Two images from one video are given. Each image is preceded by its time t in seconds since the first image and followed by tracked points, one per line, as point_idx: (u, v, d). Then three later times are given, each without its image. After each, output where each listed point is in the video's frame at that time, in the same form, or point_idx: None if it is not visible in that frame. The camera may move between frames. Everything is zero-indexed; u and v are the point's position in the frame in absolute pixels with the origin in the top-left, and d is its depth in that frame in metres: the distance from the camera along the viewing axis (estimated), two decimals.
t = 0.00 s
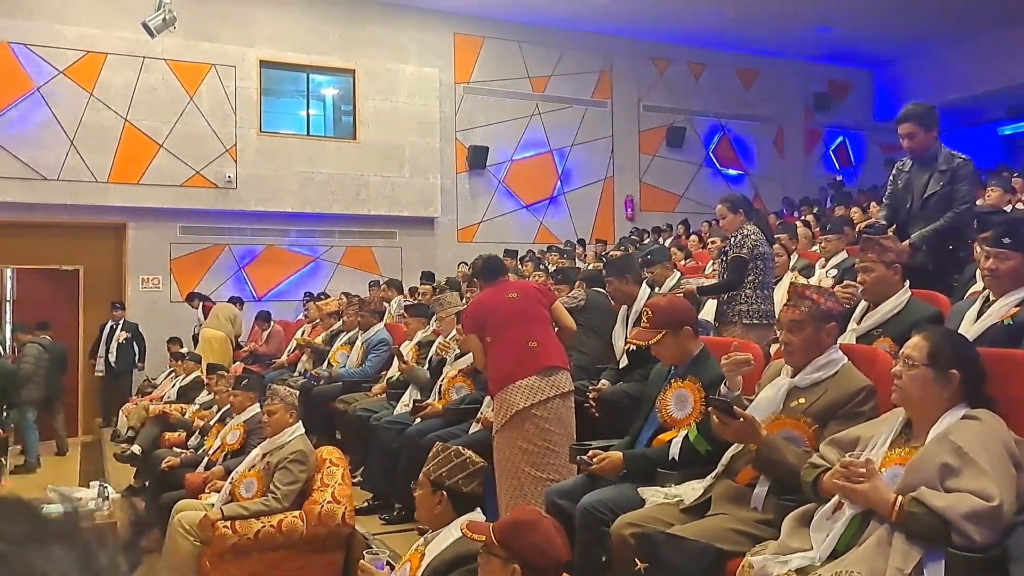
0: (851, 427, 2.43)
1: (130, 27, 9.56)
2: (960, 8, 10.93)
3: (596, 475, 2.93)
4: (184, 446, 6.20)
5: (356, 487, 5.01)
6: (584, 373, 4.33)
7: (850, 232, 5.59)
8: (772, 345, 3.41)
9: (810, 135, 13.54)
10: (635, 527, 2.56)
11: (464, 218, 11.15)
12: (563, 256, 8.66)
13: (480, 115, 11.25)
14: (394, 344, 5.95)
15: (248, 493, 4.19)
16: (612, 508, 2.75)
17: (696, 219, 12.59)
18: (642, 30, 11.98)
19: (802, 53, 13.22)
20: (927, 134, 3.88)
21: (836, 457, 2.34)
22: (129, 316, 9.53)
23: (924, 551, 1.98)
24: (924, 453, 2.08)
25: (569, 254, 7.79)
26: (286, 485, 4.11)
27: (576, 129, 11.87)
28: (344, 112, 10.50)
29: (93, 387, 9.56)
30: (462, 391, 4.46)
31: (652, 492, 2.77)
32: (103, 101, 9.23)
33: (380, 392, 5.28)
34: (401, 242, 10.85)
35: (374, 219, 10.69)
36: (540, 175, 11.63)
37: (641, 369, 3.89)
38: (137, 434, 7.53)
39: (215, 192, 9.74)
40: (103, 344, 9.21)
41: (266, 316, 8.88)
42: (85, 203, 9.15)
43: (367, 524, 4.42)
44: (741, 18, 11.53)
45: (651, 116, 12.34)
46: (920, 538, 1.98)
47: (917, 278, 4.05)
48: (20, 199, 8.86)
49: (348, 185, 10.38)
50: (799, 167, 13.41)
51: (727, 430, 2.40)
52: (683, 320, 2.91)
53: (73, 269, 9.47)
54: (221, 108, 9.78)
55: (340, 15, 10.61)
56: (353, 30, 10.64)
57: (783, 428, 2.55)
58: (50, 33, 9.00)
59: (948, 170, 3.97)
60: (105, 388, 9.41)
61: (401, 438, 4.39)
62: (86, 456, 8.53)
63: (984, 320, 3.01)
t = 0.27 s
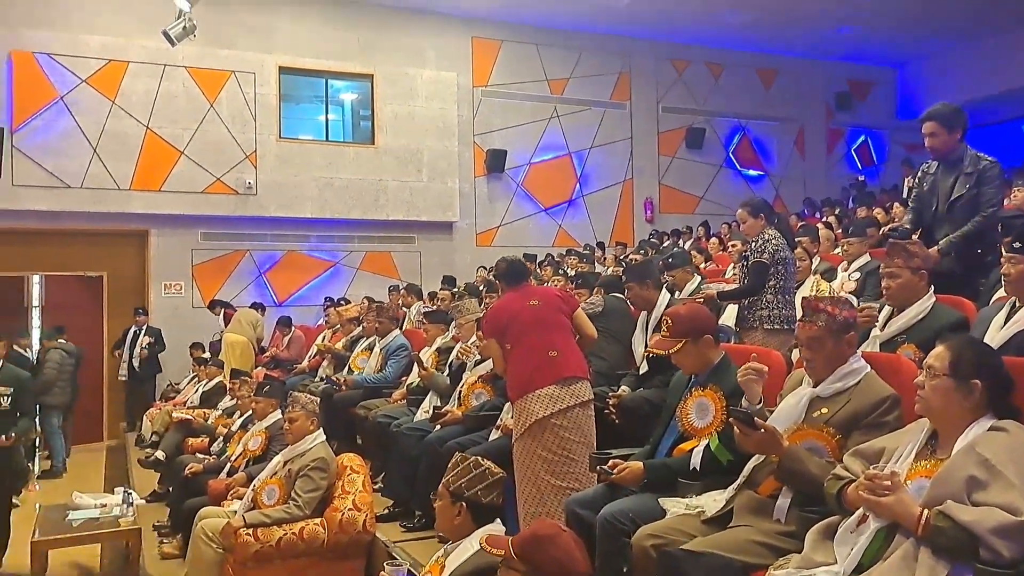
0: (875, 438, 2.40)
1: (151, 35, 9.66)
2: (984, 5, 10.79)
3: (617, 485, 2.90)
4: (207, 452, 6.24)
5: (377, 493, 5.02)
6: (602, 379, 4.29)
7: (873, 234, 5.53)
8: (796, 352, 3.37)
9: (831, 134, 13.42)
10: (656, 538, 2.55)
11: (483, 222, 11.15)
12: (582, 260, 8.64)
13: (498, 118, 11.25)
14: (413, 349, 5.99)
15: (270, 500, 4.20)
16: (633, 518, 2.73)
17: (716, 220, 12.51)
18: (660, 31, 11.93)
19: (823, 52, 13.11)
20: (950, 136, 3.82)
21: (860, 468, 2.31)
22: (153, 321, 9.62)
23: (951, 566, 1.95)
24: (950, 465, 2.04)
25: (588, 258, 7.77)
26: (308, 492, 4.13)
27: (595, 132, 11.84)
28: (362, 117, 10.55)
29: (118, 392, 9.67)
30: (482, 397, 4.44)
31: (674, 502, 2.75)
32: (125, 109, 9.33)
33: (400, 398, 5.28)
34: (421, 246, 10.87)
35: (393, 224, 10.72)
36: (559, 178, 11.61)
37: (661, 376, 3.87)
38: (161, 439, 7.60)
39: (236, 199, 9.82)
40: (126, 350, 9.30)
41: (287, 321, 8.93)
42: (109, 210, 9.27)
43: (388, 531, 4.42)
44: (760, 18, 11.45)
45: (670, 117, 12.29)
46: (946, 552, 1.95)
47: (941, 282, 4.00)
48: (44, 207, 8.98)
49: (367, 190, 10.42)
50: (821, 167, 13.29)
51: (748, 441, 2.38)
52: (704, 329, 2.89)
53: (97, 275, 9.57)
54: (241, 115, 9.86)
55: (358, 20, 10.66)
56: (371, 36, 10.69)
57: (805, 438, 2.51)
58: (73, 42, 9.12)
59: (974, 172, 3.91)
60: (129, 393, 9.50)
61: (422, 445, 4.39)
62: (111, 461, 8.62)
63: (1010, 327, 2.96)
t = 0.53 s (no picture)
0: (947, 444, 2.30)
1: (210, 46, 9.89)
2: None
3: (677, 490, 2.85)
4: (269, 454, 6.36)
5: (436, 496, 5.05)
6: (659, 381, 4.29)
7: (941, 228, 5.34)
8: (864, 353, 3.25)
9: (894, 124, 13.03)
10: (718, 546, 2.50)
11: (537, 222, 11.13)
12: (637, 258, 8.55)
13: (550, 117, 11.22)
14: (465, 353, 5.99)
15: (332, 503, 4.25)
16: (695, 525, 2.68)
17: (775, 215, 12.25)
18: (714, 24, 11.74)
19: (884, 39, 12.74)
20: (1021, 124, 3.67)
21: (932, 476, 2.21)
22: (216, 326, 9.86)
23: None
24: None
25: (643, 257, 7.68)
26: (368, 495, 4.18)
27: (649, 128, 11.71)
28: (415, 120, 10.63)
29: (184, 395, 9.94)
30: (537, 401, 4.43)
31: (737, 509, 2.69)
32: (186, 120, 9.57)
33: (456, 401, 5.30)
34: (475, 247, 10.91)
35: (447, 226, 10.78)
36: (612, 175, 11.51)
37: (720, 378, 3.81)
38: (225, 442, 7.78)
39: (294, 205, 10.00)
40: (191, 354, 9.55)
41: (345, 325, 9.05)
42: (172, 218, 9.52)
43: (447, 534, 4.43)
44: (818, 6, 11.18)
45: (725, 111, 12.08)
46: None
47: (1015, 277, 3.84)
48: (112, 217, 9.28)
49: (421, 192, 10.50)
50: (884, 158, 12.91)
51: (813, 447, 2.30)
52: (765, 332, 2.83)
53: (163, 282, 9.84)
54: (297, 122, 10.03)
55: (410, 24, 10.74)
56: (422, 39, 10.76)
57: (872, 444, 2.43)
58: (136, 56, 9.40)
59: None
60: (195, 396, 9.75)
61: (478, 448, 4.40)
62: (178, 462, 8.86)
63: None
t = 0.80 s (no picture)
0: None
1: (278, 52, 10.11)
2: None
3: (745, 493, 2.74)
4: (339, 452, 6.46)
5: (502, 495, 5.05)
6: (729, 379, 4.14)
7: None
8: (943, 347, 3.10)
9: (976, 106, 12.46)
10: (790, 551, 2.32)
11: (602, 216, 11.02)
12: (704, 252, 8.38)
13: (614, 110, 11.09)
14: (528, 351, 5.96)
15: (398, 502, 4.28)
16: (763, 530, 2.59)
17: (849, 204, 11.85)
18: (782, 9, 11.42)
19: (964, 19, 12.20)
20: None
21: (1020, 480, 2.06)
22: (288, 325, 10.08)
23: None
24: None
25: (710, 250, 7.53)
26: (433, 494, 4.19)
27: (716, 118, 11.46)
28: (478, 117, 10.66)
29: (258, 393, 10.19)
30: (602, 399, 4.38)
31: (808, 514, 2.58)
32: (256, 124, 9.81)
33: (521, 400, 5.28)
34: (540, 243, 10.88)
35: (512, 222, 10.78)
36: (678, 167, 11.31)
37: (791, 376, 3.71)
38: (298, 439, 7.95)
39: (361, 205, 10.14)
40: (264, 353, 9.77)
41: (411, 323, 9.14)
42: (244, 221, 9.77)
43: (513, 533, 4.41)
44: None
45: (795, 98, 11.74)
46: None
47: None
48: (187, 221, 9.57)
49: (485, 190, 10.52)
50: (966, 142, 12.36)
51: (888, 453, 2.15)
52: (836, 328, 2.72)
53: (236, 283, 10.08)
54: (363, 123, 10.16)
55: (472, 22, 10.76)
56: (484, 36, 10.77)
57: (952, 449, 2.29)
58: (208, 63, 9.68)
59: None
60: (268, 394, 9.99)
61: (543, 447, 4.36)
62: (253, 459, 9.09)
63: None
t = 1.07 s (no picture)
0: None
1: (317, 50, 10.18)
2: None
3: (786, 493, 2.69)
4: (378, 447, 6.49)
5: (539, 492, 5.02)
6: (771, 376, 4.13)
7: None
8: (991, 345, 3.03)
9: None
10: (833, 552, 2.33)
11: (641, 211, 10.92)
12: (745, 247, 8.24)
13: (653, 104, 10.97)
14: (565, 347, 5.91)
15: (435, 498, 4.29)
16: (804, 530, 2.53)
17: (896, 197, 11.57)
18: None
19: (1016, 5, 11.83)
20: None
21: None
22: (328, 321, 10.17)
23: None
24: None
25: (751, 245, 7.40)
26: (470, 491, 4.19)
27: (758, 110, 11.27)
28: (516, 113, 10.63)
29: (300, 389, 10.30)
30: (640, 396, 4.32)
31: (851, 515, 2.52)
32: (295, 123, 9.90)
33: (557, 397, 5.25)
34: (577, 239, 10.82)
35: (550, 218, 10.73)
36: (719, 161, 11.14)
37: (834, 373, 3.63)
38: (338, 434, 8.02)
39: (399, 202, 10.18)
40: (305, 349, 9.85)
41: (449, 319, 9.15)
42: (285, 218, 9.87)
43: (550, 531, 4.38)
44: None
45: (840, 89, 11.49)
46: None
47: None
48: (230, 219, 9.71)
49: (522, 186, 10.48)
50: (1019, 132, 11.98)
51: (932, 456, 2.06)
52: (878, 325, 2.63)
53: (277, 280, 10.18)
54: (401, 121, 10.20)
55: (509, 17, 10.73)
56: (522, 32, 10.73)
57: (1001, 451, 2.19)
58: (248, 63, 9.80)
59: None
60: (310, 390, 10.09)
61: (579, 445, 4.33)
62: (295, 453, 9.19)
63: None
